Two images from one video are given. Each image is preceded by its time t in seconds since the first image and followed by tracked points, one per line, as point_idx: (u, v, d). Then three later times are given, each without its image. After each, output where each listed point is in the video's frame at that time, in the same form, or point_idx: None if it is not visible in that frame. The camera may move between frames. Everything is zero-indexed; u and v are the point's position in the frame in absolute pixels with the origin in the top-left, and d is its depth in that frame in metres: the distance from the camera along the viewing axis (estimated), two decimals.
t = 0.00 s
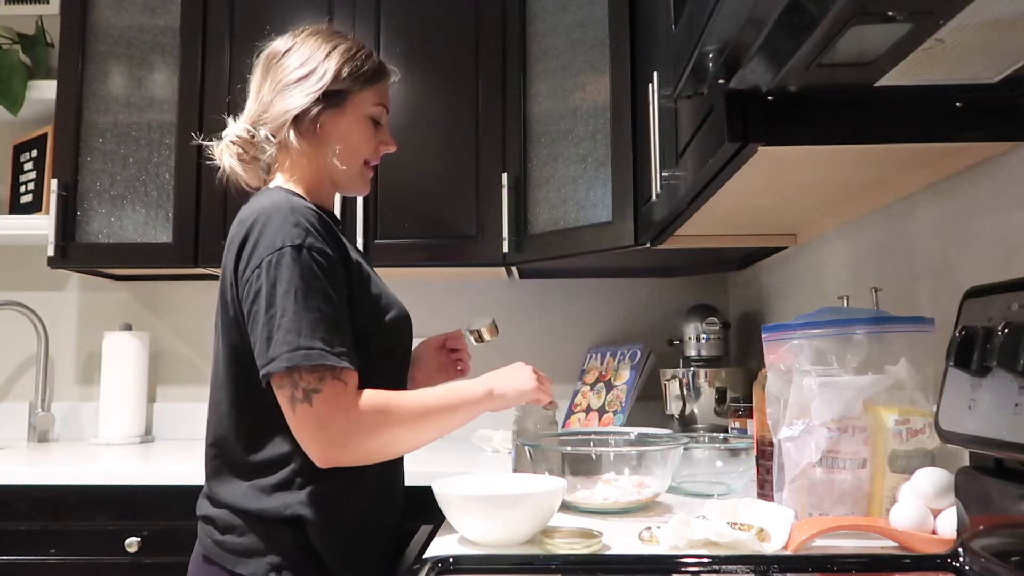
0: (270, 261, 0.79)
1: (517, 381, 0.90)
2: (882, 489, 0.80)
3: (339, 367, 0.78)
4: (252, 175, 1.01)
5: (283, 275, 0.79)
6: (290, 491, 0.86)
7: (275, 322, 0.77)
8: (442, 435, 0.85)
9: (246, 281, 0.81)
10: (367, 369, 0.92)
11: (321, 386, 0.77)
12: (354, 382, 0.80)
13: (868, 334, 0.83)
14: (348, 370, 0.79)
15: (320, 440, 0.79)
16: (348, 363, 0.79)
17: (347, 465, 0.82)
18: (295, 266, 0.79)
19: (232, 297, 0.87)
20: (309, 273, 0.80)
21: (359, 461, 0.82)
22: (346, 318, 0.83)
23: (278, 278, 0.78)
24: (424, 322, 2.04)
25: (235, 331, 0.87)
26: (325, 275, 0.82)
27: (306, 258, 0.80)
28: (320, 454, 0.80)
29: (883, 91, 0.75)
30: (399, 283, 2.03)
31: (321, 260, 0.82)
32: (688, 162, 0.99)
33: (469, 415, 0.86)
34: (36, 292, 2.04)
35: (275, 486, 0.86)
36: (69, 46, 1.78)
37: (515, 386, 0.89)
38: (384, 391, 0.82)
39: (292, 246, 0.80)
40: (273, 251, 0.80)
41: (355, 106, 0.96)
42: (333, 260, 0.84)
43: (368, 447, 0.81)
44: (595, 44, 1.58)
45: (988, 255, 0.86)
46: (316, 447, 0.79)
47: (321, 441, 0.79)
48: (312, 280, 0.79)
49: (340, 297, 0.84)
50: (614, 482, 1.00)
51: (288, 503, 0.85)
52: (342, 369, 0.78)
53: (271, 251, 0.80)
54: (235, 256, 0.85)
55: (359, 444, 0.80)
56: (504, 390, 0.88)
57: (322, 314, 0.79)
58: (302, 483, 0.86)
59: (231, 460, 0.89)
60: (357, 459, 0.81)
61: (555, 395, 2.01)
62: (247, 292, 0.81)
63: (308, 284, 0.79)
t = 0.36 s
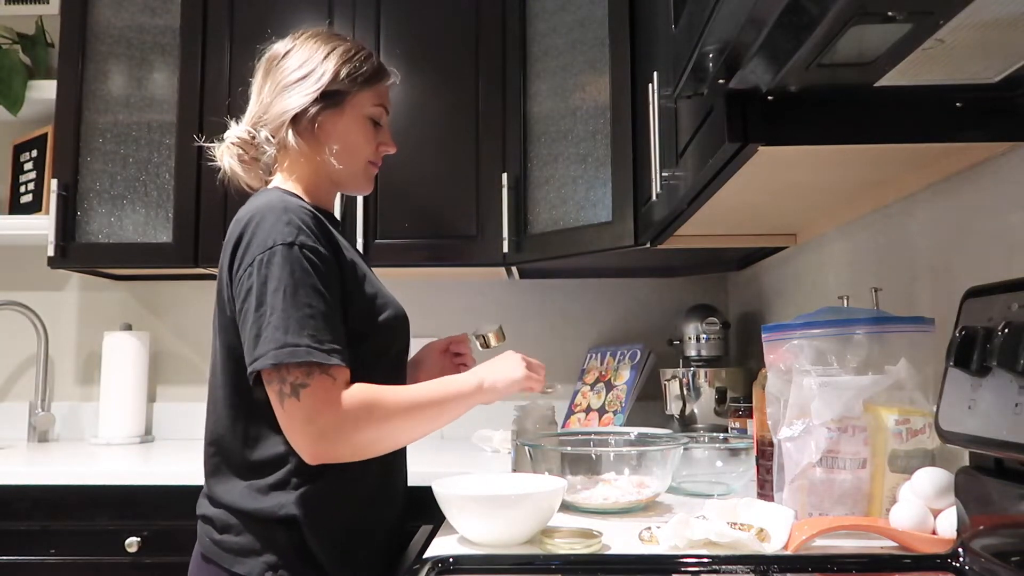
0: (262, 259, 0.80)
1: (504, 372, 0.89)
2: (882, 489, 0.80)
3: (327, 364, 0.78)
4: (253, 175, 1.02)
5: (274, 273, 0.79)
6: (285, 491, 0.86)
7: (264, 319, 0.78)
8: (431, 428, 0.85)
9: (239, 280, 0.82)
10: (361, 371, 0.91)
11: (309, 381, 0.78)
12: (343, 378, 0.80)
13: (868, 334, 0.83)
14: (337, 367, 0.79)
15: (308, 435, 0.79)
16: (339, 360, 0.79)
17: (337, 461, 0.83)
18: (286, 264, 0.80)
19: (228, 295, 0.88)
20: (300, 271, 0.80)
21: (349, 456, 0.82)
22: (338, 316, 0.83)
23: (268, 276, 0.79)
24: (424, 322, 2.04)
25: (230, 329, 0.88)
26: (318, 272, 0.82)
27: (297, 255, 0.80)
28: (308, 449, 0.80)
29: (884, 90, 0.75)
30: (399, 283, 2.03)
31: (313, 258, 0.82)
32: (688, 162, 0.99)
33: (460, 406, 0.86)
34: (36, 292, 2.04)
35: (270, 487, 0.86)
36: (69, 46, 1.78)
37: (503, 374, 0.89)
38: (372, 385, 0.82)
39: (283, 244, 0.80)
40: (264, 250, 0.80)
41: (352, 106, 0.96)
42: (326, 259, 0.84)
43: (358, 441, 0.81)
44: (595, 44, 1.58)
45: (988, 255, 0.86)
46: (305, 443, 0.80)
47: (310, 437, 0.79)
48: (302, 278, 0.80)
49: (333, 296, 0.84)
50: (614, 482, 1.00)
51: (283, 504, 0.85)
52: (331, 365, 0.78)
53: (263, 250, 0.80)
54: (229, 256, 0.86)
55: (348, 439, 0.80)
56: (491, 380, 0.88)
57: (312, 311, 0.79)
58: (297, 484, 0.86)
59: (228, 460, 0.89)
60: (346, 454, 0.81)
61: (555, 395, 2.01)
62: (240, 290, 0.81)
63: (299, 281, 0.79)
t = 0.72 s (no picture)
0: (249, 260, 0.80)
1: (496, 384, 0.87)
2: (882, 489, 0.80)
3: (308, 368, 0.78)
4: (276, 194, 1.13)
5: (260, 274, 0.79)
6: (270, 491, 0.86)
7: (246, 320, 0.78)
8: (415, 439, 0.84)
9: (228, 279, 0.82)
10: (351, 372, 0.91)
11: (292, 388, 0.78)
12: (327, 384, 0.81)
13: (868, 334, 0.83)
14: (318, 372, 0.79)
15: (287, 442, 0.80)
16: (320, 365, 0.79)
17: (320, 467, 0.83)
18: (273, 266, 0.80)
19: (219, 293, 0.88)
20: (285, 273, 0.80)
21: (330, 463, 0.82)
22: (326, 319, 0.83)
23: (254, 277, 0.79)
24: (424, 322, 2.04)
25: (222, 327, 0.88)
26: (305, 275, 0.82)
27: (283, 258, 0.80)
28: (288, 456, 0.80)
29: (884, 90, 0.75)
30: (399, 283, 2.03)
31: (300, 260, 0.82)
32: (688, 162, 0.99)
33: (445, 422, 0.84)
34: (36, 292, 2.04)
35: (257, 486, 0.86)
36: (69, 46, 1.78)
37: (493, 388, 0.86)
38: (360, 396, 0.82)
39: (270, 246, 0.80)
40: (252, 250, 0.80)
41: (300, 93, 1.01)
42: (314, 261, 0.84)
43: (337, 448, 0.81)
44: (595, 44, 1.58)
45: (988, 255, 0.86)
46: (285, 449, 0.80)
47: (289, 443, 0.80)
48: (288, 280, 0.80)
49: (320, 299, 0.84)
50: (614, 481, 1.00)
51: (267, 503, 0.85)
52: (311, 370, 0.78)
53: (251, 251, 0.80)
54: (221, 254, 0.86)
55: (326, 447, 0.80)
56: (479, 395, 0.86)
57: (296, 315, 0.79)
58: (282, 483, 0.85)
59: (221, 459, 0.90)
60: (325, 461, 0.81)
61: (555, 395, 2.01)
62: (228, 289, 0.82)
63: (284, 283, 0.79)
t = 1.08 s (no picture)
0: (240, 264, 0.80)
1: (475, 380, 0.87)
2: (882, 489, 0.80)
3: (294, 374, 0.78)
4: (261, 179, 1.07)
5: (250, 278, 0.79)
6: (266, 492, 0.86)
7: (236, 325, 0.78)
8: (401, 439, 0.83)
9: (220, 283, 0.83)
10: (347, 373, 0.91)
11: (274, 394, 0.78)
12: (309, 392, 0.80)
13: (868, 334, 0.83)
14: (303, 377, 0.79)
15: (273, 448, 0.79)
16: (303, 370, 0.79)
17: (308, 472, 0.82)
18: (263, 270, 0.80)
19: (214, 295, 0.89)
20: (275, 278, 0.80)
21: (317, 468, 0.81)
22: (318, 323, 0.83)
23: (244, 282, 0.79)
24: (424, 322, 2.04)
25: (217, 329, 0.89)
26: (296, 279, 0.82)
27: (274, 262, 0.80)
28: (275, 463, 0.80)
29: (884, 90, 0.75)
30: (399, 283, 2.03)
31: (291, 265, 0.82)
32: (688, 161, 0.99)
33: (433, 418, 0.84)
34: (36, 292, 2.04)
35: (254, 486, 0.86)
36: (69, 46, 1.78)
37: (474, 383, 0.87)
38: (346, 401, 0.81)
39: (260, 250, 0.80)
40: (243, 255, 0.81)
41: (337, 105, 0.95)
42: (306, 265, 0.84)
43: (324, 453, 0.80)
44: (595, 44, 1.58)
45: (988, 255, 0.86)
46: (272, 454, 0.79)
47: (277, 448, 0.79)
48: (278, 285, 0.80)
49: (313, 303, 0.83)
50: (614, 481, 1.00)
51: (264, 503, 0.85)
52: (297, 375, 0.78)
53: (242, 255, 0.81)
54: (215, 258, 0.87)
55: (313, 451, 0.79)
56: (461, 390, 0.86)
57: (285, 320, 0.79)
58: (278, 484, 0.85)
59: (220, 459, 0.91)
60: (313, 466, 0.80)
61: (555, 395, 2.01)
62: (220, 293, 0.82)
63: (273, 288, 0.79)
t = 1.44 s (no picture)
0: (262, 267, 0.80)
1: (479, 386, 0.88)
2: (882, 490, 0.80)
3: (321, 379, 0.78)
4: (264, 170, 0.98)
5: (274, 282, 0.79)
6: (283, 493, 0.86)
7: (262, 331, 0.78)
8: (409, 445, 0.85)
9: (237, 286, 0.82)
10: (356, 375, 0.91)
11: (299, 399, 0.78)
12: (332, 394, 0.80)
13: (868, 334, 0.83)
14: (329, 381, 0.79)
15: (289, 454, 0.79)
16: (331, 378, 0.79)
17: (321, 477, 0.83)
18: (286, 274, 0.79)
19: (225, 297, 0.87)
20: (299, 282, 0.79)
21: (329, 474, 0.82)
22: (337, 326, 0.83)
23: (267, 286, 0.79)
24: (424, 322, 2.04)
25: (228, 331, 0.88)
26: (317, 283, 0.82)
27: (297, 266, 0.80)
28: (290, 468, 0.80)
29: (884, 90, 0.75)
30: (399, 283, 2.03)
31: (312, 269, 0.82)
32: (688, 161, 0.99)
33: (439, 424, 0.86)
34: (35, 292, 2.03)
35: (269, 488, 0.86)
36: (69, 46, 1.78)
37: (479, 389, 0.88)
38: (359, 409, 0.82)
39: (283, 254, 0.80)
40: (264, 258, 0.80)
41: (372, 115, 0.97)
42: (326, 269, 0.84)
43: (338, 459, 0.81)
44: (595, 44, 1.58)
45: (988, 255, 0.86)
46: (289, 460, 0.80)
47: (294, 454, 0.79)
48: (302, 290, 0.79)
49: (333, 306, 0.84)
50: (614, 481, 1.00)
51: (281, 505, 0.85)
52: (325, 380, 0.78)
53: (263, 259, 0.80)
54: (228, 260, 0.86)
55: (329, 458, 0.80)
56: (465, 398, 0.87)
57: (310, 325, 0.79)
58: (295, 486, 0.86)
59: (228, 461, 0.90)
60: (326, 472, 0.81)
61: (555, 395, 2.01)
62: (238, 296, 0.81)
63: (298, 292, 0.79)
